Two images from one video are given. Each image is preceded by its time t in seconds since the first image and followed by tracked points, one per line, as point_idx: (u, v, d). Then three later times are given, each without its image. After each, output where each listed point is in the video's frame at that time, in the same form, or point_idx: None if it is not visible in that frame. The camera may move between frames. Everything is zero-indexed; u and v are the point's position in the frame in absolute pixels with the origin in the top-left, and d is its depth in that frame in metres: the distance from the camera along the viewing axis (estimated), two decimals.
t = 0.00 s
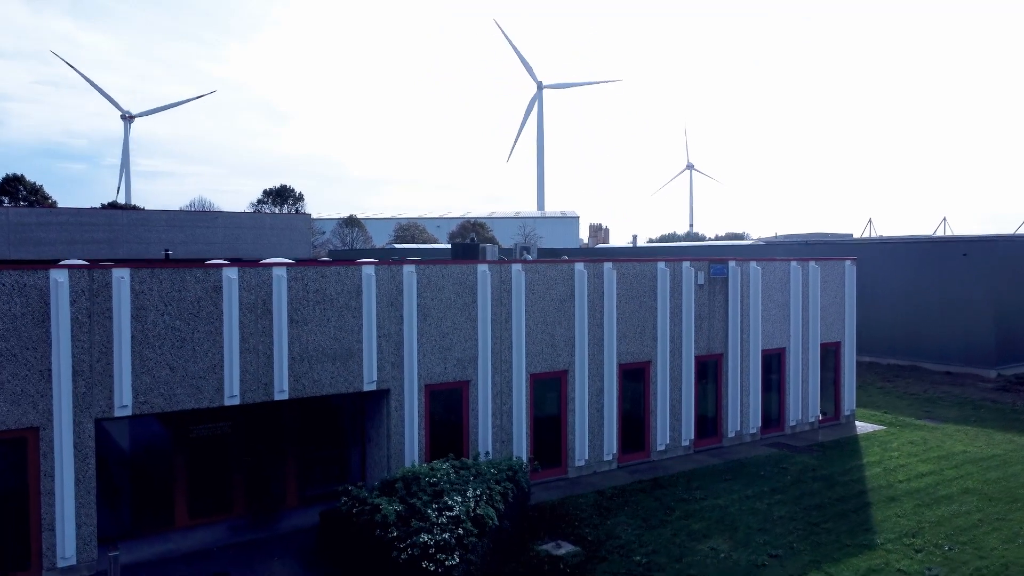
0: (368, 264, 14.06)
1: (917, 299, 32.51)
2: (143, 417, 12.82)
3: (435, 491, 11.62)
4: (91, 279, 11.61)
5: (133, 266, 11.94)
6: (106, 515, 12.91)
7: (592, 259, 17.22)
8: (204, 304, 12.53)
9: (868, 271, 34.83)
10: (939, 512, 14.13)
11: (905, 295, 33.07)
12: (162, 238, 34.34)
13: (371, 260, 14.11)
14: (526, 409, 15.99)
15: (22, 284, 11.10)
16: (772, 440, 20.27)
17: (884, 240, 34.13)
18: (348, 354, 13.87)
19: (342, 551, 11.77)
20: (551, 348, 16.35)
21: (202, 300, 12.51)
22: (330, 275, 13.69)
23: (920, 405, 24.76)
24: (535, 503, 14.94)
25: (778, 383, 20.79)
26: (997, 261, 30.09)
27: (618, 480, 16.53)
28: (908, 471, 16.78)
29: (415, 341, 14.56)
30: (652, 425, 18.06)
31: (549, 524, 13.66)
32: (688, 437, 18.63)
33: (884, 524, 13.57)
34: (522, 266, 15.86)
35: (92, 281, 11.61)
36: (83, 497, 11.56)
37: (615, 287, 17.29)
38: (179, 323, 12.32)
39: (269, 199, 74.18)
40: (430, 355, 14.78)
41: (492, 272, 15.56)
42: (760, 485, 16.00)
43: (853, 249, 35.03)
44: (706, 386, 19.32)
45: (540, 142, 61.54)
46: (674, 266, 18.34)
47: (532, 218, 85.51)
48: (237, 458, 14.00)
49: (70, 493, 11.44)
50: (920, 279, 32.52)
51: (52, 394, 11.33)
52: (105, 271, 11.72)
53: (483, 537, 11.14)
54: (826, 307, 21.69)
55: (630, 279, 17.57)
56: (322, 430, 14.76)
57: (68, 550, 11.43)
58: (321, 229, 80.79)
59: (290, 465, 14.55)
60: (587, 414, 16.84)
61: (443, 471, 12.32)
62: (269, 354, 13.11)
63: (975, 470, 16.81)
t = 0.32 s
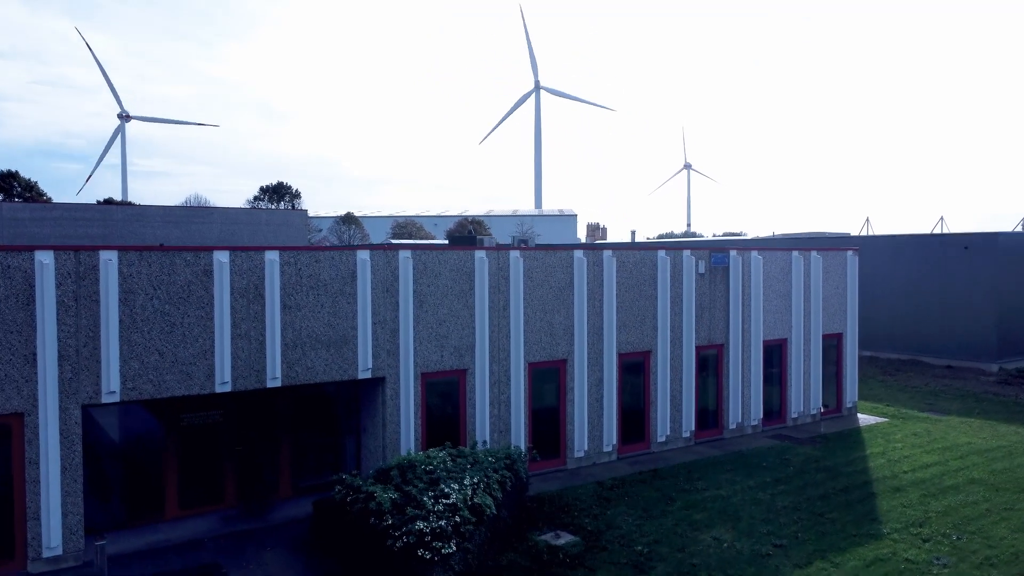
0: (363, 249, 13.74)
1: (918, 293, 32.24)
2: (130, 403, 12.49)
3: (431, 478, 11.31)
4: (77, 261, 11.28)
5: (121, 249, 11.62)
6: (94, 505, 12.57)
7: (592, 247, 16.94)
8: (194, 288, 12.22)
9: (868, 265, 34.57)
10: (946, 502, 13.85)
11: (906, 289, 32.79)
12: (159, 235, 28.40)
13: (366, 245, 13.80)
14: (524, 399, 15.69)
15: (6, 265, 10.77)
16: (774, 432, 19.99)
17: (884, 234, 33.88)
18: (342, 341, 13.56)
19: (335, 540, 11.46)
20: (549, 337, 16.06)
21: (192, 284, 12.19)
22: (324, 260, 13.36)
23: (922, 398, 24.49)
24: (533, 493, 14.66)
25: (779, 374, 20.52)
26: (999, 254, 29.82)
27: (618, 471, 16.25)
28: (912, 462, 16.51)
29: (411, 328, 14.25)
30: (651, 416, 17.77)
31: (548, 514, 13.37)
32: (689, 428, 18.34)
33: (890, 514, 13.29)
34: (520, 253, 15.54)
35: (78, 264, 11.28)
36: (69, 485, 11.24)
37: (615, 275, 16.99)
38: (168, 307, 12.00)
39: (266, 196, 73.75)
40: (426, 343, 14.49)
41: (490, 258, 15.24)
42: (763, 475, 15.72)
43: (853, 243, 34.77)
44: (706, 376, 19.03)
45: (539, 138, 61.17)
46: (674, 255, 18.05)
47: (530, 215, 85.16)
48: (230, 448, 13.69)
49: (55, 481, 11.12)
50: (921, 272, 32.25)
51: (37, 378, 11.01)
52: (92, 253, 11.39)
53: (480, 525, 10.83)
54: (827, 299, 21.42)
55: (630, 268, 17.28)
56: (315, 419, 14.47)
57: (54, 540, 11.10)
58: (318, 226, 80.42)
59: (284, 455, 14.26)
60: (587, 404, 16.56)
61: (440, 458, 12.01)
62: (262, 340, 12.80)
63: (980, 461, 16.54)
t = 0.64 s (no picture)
0: (357, 234, 13.45)
1: (917, 287, 32.06)
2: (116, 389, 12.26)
3: (426, 465, 11.04)
4: (62, 243, 10.97)
5: (108, 230, 11.31)
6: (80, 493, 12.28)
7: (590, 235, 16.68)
8: (183, 271, 11.92)
9: (866, 259, 34.40)
10: (950, 491, 13.63)
11: (905, 283, 32.61)
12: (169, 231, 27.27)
13: (360, 229, 13.52)
14: (521, 388, 15.43)
15: None
16: (774, 424, 19.76)
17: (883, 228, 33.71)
18: (336, 328, 13.28)
19: (328, 528, 11.18)
20: (547, 325, 15.79)
21: (181, 268, 11.90)
22: (317, 244, 13.07)
23: (923, 390, 24.28)
24: (531, 483, 14.40)
25: (779, 365, 20.30)
26: (998, 247, 29.66)
27: (617, 461, 16.00)
28: (915, 452, 16.29)
29: (406, 315, 13.98)
30: (651, 407, 17.52)
31: (546, 504, 13.11)
32: (688, 419, 18.10)
33: (895, 503, 13.06)
34: (517, 240, 15.27)
35: (63, 246, 10.98)
36: (54, 473, 10.95)
37: (613, 263, 16.74)
38: (156, 291, 11.71)
39: (262, 194, 73.27)
40: (421, 330, 14.21)
41: (486, 244, 14.96)
42: (764, 465, 15.48)
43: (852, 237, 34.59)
44: (706, 367, 18.79)
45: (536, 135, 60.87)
46: (673, 243, 17.80)
47: (527, 213, 84.92)
48: (220, 436, 13.45)
49: (40, 468, 10.82)
50: (920, 266, 32.09)
51: (21, 362, 10.71)
52: (78, 234, 11.08)
53: (476, 513, 10.56)
54: (827, 289, 21.21)
55: (629, 255, 17.02)
56: (307, 407, 14.23)
57: (38, 528, 10.81)
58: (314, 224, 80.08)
59: (276, 444, 14.01)
60: (584, 394, 16.31)
61: (435, 445, 11.73)
62: (253, 325, 12.51)
63: (984, 451, 16.33)
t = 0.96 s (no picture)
0: (350, 218, 13.20)
1: (915, 281, 31.92)
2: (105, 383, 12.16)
3: (421, 451, 10.79)
4: (47, 224, 10.70)
5: (95, 211, 11.04)
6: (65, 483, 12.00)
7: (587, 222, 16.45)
8: (172, 255, 11.64)
9: (864, 253, 34.26)
10: (953, 479, 13.45)
11: (903, 276, 32.47)
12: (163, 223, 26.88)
13: (354, 214, 13.26)
14: (518, 377, 15.20)
15: None
16: (773, 415, 19.56)
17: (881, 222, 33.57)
18: (329, 314, 13.03)
19: (320, 516, 10.92)
20: (544, 313, 15.55)
21: (171, 251, 11.62)
22: (310, 228, 12.81)
23: (922, 383, 24.12)
24: (528, 473, 14.18)
25: (778, 356, 20.10)
26: (997, 240, 29.53)
27: (614, 451, 15.77)
28: (916, 441, 16.11)
29: (400, 301, 13.73)
30: (649, 397, 17.30)
31: (543, 492, 12.88)
32: (687, 410, 17.88)
33: (897, 491, 12.87)
34: (514, 226, 15.04)
35: (49, 226, 10.71)
36: (40, 459, 10.67)
37: (611, 251, 16.51)
38: (144, 274, 11.43)
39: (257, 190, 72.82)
40: (416, 317, 13.97)
41: (482, 231, 14.72)
42: (764, 455, 15.27)
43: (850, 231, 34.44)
44: (704, 358, 18.57)
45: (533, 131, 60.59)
46: (672, 231, 17.58)
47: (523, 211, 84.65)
48: (211, 425, 13.22)
49: (24, 454, 10.54)
50: (918, 260, 31.95)
51: (5, 346, 10.42)
52: (64, 215, 10.81)
53: (472, 499, 10.31)
54: (827, 280, 21.03)
55: (627, 243, 16.80)
56: (299, 395, 14.06)
57: (23, 516, 10.54)
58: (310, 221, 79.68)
59: (268, 434, 13.78)
60: (582, 383, 16.08)
61: (430, 432, 11.48)
62: (244, 310, 12.24)
63: (985, 441, 16.16)
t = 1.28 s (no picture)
0: (344, 203, 12.98)
1: (911, 274, 31.84)
2: (95, 377, 11.93)
3: (416, 436, 10.58)
4: (33, 205, 10.46)
5: (83, 193, 10.80)
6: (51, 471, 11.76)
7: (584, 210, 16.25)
8: (162, 238, 11.40)
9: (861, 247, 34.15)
10: (954, 467, 13.31)
11: (900, 270, 32.36)
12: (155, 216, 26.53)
13: (347, 198, 13.03)
14: (514, 365, 14.98)
15: None
16: (771, 406, 19.40)
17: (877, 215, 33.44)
18: (322, 300, 12.80)
19: (313, 503, 10.71)
20: (540, 301, 15.34)
21: (160, 234, 11.38)
22: (302, 212, 12.57)
23: (920, 375, 24.01)
24: (525, 462, 13.98)
25: (776, 346, 19.94)
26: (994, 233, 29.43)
27: (612, 441, 15.57)
28: (916, 431, 15.97)
29: (395, 287, 13.52)
30: (647, 387, 17.12)
31: (540, 480, 12.68)
32: (685, 400, 17.71)
33: (899, 478, 12.73)
34: (510, 212, 14.83)
35: (35, 207, 10.46)
36: (25, 446, 10.42)
37: (608, 239, 16.31)
38: (133, 257, 11.19)
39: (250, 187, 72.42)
40: (411, 304, 13.75)
41: (478, 217, 14.51)
42: (764, 444, 15.10)
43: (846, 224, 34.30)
44: (703, 348, 18.37)
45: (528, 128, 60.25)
46: (670, 219, 17.41)
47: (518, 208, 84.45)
48: (201, 412, 12.97)
49: (9, 441, 10.29)
50: (915, 253, 31.86)
51: None
52: (50, 196, 10.57)
53: (468, 485, 10.11)
54: (825, 270, 20.88)
55: (625, 231, 16.60)
56: (291, 381, 13.85)
57: (8, 504, 10.29)
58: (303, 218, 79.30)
59: (259, 422, 13.53)
60: (579, 372, 15.88)
61: (425, 418, 11.27)
62: (235, 295, 12.00)
63: (986, 429, 16.04)
